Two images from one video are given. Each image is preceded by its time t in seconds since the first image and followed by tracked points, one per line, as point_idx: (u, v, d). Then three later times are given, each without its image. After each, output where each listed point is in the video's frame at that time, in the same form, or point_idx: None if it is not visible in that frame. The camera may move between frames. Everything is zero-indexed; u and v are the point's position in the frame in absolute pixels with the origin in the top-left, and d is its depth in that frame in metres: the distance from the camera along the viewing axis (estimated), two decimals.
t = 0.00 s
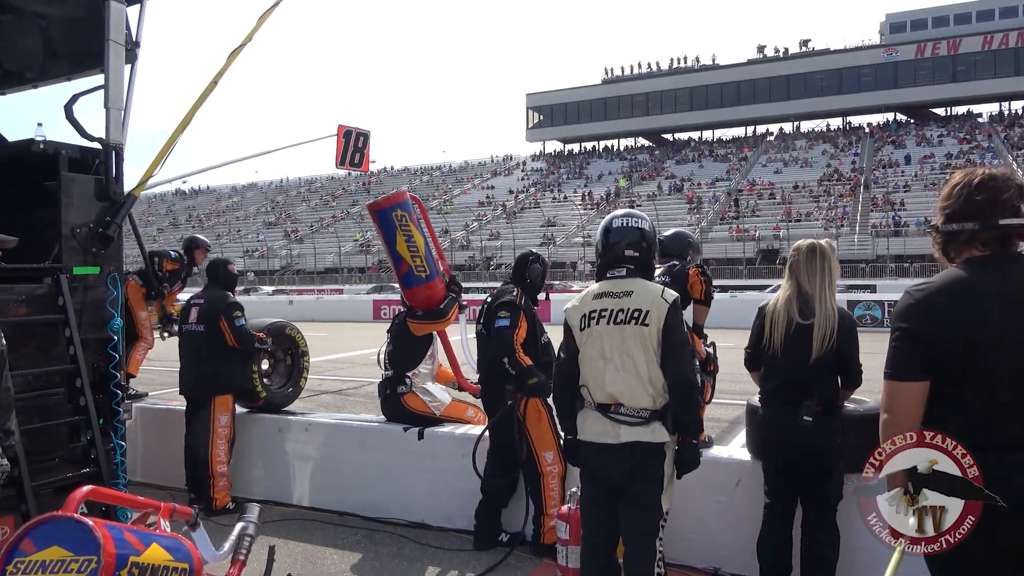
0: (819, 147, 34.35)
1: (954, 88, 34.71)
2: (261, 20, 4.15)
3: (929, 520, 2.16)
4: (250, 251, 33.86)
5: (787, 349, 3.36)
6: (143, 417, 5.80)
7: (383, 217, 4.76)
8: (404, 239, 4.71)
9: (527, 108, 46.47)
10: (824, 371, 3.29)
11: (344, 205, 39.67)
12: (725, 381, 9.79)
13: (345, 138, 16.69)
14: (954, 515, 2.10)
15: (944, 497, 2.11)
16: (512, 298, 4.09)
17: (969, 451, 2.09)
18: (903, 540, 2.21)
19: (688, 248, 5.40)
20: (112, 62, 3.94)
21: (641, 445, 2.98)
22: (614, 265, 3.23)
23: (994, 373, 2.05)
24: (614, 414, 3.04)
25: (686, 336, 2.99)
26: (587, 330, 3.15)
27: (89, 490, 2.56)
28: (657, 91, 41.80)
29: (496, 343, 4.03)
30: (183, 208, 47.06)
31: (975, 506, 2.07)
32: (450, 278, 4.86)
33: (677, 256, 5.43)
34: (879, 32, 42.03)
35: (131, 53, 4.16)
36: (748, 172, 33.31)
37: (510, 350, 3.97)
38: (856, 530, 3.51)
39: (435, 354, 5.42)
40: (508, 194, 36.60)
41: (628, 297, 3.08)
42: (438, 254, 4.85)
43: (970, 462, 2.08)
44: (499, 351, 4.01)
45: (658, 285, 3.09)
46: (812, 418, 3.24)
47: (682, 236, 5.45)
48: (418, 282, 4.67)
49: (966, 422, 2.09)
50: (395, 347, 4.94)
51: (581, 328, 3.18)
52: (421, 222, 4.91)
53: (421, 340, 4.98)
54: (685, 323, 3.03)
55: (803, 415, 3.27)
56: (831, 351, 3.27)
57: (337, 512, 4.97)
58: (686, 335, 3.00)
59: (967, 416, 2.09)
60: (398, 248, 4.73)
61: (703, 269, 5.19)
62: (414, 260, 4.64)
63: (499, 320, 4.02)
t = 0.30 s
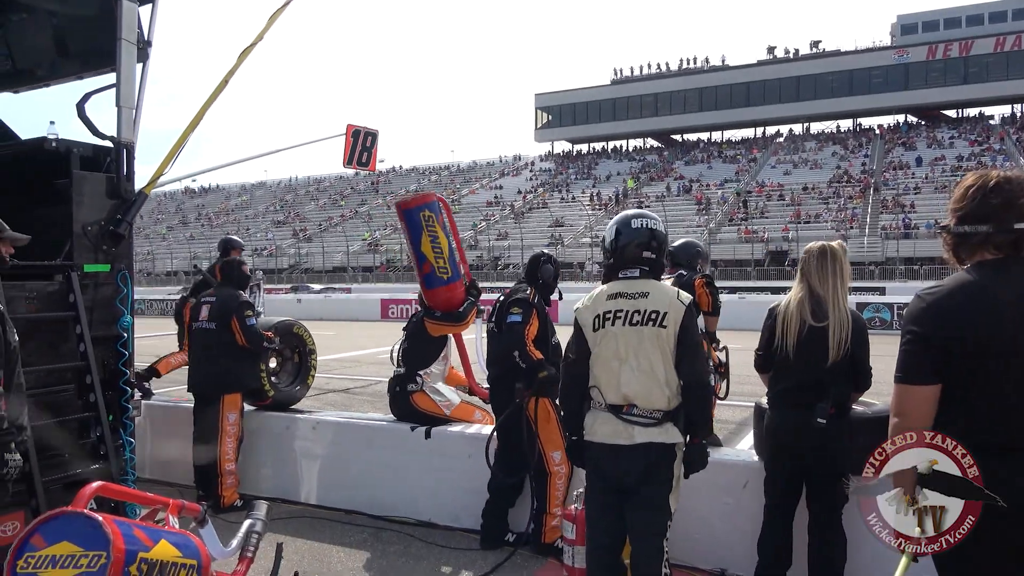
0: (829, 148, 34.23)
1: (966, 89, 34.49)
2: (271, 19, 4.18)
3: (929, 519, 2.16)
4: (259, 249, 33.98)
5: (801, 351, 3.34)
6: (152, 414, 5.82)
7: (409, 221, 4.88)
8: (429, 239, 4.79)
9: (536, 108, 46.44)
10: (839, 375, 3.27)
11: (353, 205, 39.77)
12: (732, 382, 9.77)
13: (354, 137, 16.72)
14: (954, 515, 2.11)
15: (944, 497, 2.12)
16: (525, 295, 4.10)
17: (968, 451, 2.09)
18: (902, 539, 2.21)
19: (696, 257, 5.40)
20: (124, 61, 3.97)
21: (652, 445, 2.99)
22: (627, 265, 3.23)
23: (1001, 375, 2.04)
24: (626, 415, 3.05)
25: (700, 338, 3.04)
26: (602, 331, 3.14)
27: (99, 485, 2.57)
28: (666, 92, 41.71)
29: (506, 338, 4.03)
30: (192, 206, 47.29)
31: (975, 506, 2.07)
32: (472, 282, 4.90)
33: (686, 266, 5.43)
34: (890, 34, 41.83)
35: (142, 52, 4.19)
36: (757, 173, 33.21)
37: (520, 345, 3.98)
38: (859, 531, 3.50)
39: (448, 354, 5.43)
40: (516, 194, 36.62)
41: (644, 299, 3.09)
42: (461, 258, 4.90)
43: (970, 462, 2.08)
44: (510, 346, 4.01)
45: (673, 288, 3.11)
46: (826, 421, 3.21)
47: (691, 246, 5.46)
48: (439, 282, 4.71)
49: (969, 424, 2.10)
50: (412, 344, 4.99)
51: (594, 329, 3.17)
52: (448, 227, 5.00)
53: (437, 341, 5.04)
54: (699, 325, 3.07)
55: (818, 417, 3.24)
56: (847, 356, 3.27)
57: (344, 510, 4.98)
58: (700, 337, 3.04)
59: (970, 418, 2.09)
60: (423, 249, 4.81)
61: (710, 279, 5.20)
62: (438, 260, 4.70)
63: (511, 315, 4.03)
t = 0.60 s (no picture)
0: (838, 147, 34.09)
1: (976, 88, 34.28)
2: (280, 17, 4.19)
3: (928, 519, 2.11)
4: (266, 247, 34.04)
5: (793, 350, 3.35)
6: (160, 411, 5.84)
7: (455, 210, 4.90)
8: (472, 232, 4.80)
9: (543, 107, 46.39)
10: (832, 373, 3.29)
11: (360, 203, 39.85)
12: (739, 382, 9.75)
13: (360, 135, 16.75)
14: (954, 515, 2.09)
15: (944, 497, 2.08)
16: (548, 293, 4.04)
17: (969, 451, 2.06)
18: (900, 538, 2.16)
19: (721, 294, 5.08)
20: (133, 58, 3.98)
21: (662, 444, 2.99)
22: (636, 263, 3.23)
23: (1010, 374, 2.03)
24: (635, 414, 3.04)
25: (709, 338, 3.03)
26: (610, 329, 3.14)
27: (106, 480, 2.58)
28: (674, 91, 41.60)
29: (529, 333, 3.96)
30: (200, 204, 47.47)
31: (975, 506, 2.06)
32: (509, 276, 4.90)
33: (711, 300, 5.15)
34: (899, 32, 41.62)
35: (151, 49, 4.20)
36: (764, 172, 33.11)
37: (543, 341, 3.92)
38: (861, 532, 3.49)
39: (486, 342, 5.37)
40: (523, 193, 36.59)
41: (655, 297, 3.08)
42: (501, 252, 4.91)
43: (970, 461, 2.05)
44: (531, 342, 3.93)
45: (683, 286, 3.13)
46: (818, 418, 3.25)
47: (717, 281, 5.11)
48: (477, 273, 4.71)
49: (973, 424, 2.09)
50: (446, 330, 4.99)
51: (603, 327, 3.16)
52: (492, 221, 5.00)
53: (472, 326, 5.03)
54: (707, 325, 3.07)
55: (810, 414, 3.27)
56: (839, 354, 3.27)
57: (349, 507, 4.99)
58: (709, 337, 3.03)
59: (975, 418, 2.09)
60: (465, 240, 4.82)
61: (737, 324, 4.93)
62: (478, 252, 4.70)
63: (535, 312, 3.97)
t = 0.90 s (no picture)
0: (842, 143, 33.97)
1: (981, 84, 34.15)
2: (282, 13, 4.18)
3: (929, 518, 2.15)
4: (270, 244, 34.05)
5: (777, 348, 3.33)
6: (163, 406, 5.86)
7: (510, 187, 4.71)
8: (521, 212, 4.64)
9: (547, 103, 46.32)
10: (815, 370, 3.26)
11: (363, 200, 39.83)
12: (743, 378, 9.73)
13: (362, 131, 16.74)
14: (955, 515, 2.11)
15: (944, 497, 2.11)
16: (570, 293, 3.92)
17: (969, 452, 2.08)
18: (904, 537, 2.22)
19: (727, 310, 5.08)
20: (136, 55, 3.99)
21: (665, 441, 2.98)
22: (641, 260, 3.22)
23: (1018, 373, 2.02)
24: (638, 410, 3.03)
25: (713, 336, 3.02)
26: (613, 326, 3.13)
27: (110, 478, 2.58)
28: (677, 87, 41.50)
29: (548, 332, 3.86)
30: (204, 201, 47.51)
31: (975, 506, 2.08)
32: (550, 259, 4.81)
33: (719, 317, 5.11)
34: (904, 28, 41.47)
35: (154, 46, 4.19)
36: (769, 168, 33.01)
37: (558, 343, 3.84)
38: (862, 532, 3.46)
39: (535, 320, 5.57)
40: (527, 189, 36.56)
41: (659, 293, 3.07)
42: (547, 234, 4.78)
43: (970, 461, 2.07)
44: (547, 341, 3.86)
45: (688, 283, 3.10)
46: (802, 417, 3.23)
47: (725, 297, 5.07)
48: (521, 255, 4.61)
49: (980, 423, 2.08)
50: (489, 310, 4.98)
51: (607, 323, 3.15)
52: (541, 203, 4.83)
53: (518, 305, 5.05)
54: (712, 323, 3.05)
55: (794, 412, 3.26)
56: (820, 350, 3.24)
57: (352, 503, 4.99)
58: (713, 334, 3.02)
59: (981, 415, 2.08)
60: (514, 219, 4.65)
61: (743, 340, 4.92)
62: (526, 233, 4.56)
63: (555, 311, 3.87)
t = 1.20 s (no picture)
0: (838, 137, 33.99)
1: (976, 78, 34.17)
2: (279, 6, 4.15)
3: (929, 519, 2.16)
4: (265, 238, 33.92)
5: (765, 343, 3.30)
6: (159, 403, 5.81)
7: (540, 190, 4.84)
8: (559, 210, 4.73)
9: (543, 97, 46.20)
10: (802, 367, 3.23)
11: (358, 194, 39.72)
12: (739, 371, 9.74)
13: (356, 124, 16.66)
14: (955, 515, 2.12)
15: (944, 497, 2.12)
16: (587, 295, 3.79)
17: (969, 451, 2.09)
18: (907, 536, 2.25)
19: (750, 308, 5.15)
20: (130, 48, 3.95)
21: (665, 438, 2.96)
22: (640, 256, 3.20)
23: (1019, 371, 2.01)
24: (638, 407, 3.01)
25: (713, 332, 3.00)
26: (610, 322, 3.11)
27: (105, 477, 2.55)
28: (673, 81, 41.44)
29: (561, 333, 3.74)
30: (198, 195, 47.33)
31: (975, 506, 2.08)
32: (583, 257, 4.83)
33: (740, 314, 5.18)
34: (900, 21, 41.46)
35: (148, 39, 4.15)
36: (764, 163, 32.98)
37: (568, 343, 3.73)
38: (860, 529, 3.46)
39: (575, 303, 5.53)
40: (523, 183, 36.48)
41: (658, 289, 3.05)
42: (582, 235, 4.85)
43: (970, 462, 2.07)
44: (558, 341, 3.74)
45: (688, 277, 3.09)
46: (790, 413, 3.22)
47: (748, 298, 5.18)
48: (561, 248, 4.60)
49: (982, 421, 2.07)
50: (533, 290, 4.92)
51: (606, 319, 3.13)
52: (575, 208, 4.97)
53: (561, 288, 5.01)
54: (712, 319, 3.03)
55: (782, 408, 3.25)
56: (806, 346, 3.21)
57: (349, 500, 4.97)
58: (713, 330, 3.01)
59: (986, 413, 2.07)
60: (553, 218, 4.73)
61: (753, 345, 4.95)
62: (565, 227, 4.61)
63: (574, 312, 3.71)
